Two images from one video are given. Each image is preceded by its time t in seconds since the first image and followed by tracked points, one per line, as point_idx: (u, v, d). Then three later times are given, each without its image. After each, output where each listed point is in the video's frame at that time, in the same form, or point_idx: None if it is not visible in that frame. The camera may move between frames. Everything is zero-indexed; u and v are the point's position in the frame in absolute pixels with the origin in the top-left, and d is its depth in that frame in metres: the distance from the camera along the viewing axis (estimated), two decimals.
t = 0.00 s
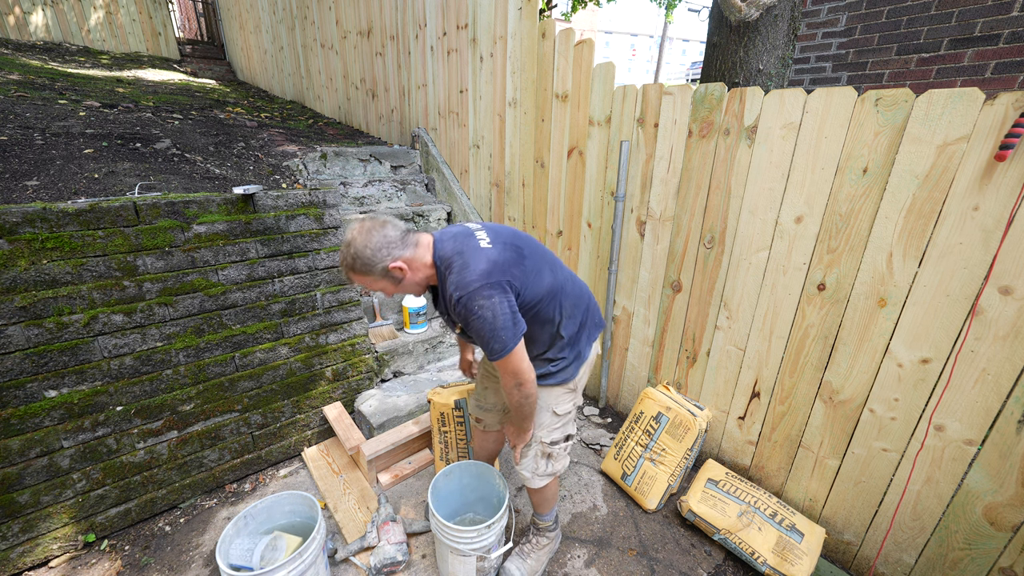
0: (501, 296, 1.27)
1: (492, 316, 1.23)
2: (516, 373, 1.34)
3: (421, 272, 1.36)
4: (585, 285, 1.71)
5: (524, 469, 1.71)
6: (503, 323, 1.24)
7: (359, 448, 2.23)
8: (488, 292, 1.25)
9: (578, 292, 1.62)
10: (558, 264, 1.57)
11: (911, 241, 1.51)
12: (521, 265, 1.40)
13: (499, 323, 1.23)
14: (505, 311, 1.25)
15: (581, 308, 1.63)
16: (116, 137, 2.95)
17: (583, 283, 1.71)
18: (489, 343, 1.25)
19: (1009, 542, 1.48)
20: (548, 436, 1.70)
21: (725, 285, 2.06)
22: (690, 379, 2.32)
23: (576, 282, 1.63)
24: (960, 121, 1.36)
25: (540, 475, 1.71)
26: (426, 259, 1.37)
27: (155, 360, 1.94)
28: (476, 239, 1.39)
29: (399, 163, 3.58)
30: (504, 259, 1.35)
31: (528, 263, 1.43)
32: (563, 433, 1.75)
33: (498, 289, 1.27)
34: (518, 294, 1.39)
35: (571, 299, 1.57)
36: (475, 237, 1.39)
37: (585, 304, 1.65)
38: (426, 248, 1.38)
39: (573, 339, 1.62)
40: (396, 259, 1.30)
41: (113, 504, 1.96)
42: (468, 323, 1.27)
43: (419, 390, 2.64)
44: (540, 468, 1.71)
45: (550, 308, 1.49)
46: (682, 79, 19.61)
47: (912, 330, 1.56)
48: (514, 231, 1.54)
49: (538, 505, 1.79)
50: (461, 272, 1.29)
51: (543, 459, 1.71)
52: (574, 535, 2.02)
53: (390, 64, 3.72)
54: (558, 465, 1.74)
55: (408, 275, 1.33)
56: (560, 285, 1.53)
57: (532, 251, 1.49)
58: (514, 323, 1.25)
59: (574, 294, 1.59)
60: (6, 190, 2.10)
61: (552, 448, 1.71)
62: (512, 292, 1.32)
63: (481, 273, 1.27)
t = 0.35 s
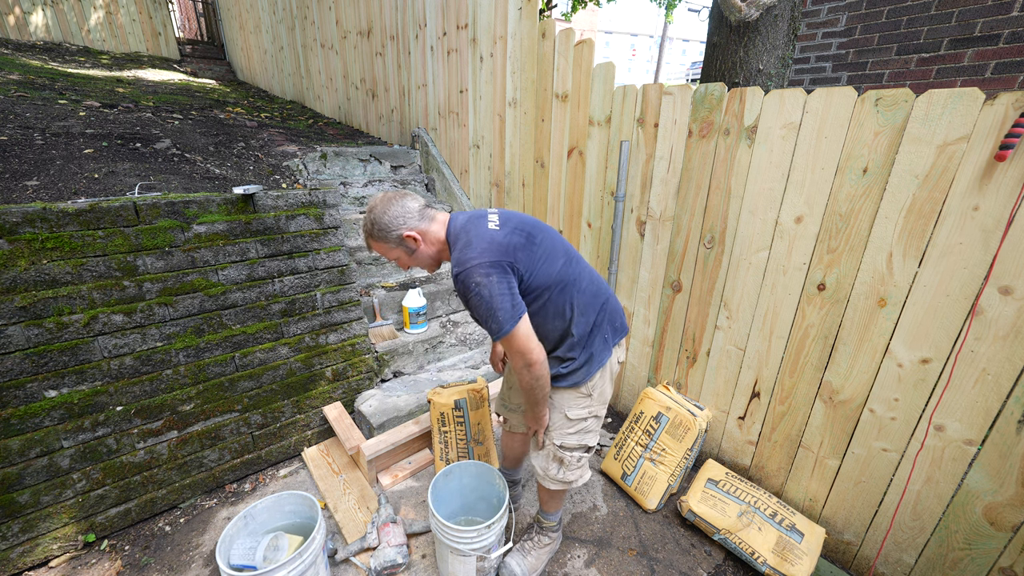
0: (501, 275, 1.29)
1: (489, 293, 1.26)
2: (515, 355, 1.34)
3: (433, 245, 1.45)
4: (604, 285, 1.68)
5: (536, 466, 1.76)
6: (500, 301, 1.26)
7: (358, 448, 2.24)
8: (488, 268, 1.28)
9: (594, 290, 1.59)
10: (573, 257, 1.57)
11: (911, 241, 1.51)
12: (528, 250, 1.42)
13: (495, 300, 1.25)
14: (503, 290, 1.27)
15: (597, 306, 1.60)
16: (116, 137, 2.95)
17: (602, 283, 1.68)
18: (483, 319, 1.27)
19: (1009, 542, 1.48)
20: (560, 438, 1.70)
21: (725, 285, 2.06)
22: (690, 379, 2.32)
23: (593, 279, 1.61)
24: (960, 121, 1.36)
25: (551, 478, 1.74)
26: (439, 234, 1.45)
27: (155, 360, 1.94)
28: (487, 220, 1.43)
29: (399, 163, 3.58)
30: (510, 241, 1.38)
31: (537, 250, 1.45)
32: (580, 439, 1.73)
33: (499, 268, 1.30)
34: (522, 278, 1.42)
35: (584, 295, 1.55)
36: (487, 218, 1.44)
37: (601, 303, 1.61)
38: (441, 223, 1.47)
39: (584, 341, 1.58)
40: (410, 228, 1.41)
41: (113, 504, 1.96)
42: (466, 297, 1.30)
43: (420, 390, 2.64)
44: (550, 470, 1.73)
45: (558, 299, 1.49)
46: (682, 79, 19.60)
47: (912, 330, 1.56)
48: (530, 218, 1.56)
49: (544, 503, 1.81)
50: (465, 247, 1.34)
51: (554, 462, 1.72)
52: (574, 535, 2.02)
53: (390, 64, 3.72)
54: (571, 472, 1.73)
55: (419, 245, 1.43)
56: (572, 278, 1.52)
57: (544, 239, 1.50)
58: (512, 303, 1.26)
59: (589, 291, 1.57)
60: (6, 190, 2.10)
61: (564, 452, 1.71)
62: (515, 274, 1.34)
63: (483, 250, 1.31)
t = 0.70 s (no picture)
0: (484, 293, 1.27)
1: (472, 312, 1.24)
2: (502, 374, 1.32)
3: (421, 264, 1.43)
4: (596, 283, 1.66)
5: (539, 465, 1.74)
6: (483, 319, 1.23)
7: (358, 448, 2.23)
8: (470, 288, 1.26)
9: (584, 291, 1.57)
10: (561, 261, 1.54)
11: (911, 241, 1.51)
12: (512, 263, 1.40)
13: (479, 318, 1.23)
14: (486, 307, 1.24)
15: (589, 306, 1.58)
16: (116, 137, 2.95)
17: (594, 281, 1.67)
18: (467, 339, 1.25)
19: (1009, 542, 1.48)
20: (562, 434, 1.71)
21: (725, 285, 2.06)
22: (690, 379, 2.32)
23: (583, 280, 1.59)
24: (960, 121, 1.36)
25: (556, 473, 1.74)
26: (426, 253, 1.43)
27: (155, 360, 1.94)
28: (468, 238, 1.41)
29: (399, 163, 3.58)
30: (492, 257, 1.36)
31: (520, 262, 1.43)
32: (580, 433, 1.76)
33: (481, 286, 1.28)
34: (506, 291, 1.40)
35: (575, 297, 1.53)
36: (468, 237, 1.41)
37: (594, 303, 1.60)
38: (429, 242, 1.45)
39: (578, 342, 1.58)
40: (399, 248, 1.39)
41: (113, 504, 1.96)
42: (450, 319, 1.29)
43: (419, 390, 2.64)
44: (555, 466, 1.73)
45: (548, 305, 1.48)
46: (682, 79, 19.58)
47: (912, 330, 1.56)
48: (514, 229, 1.53)
49: (544, 502, 1.80)
50: (447, 268, 1.32)
51: (558, 457, 1.73)
52: (574, 535, 2.02)
53: (390, 64, 3.72)
54: (575, 465, 1.75)
55: (408, 265, 1.40)
56: (561, 283, 1.50)
57: (529, 248, 1.48)
58: (495, 321, 1.24)
59: (579, 293, 1.55)
60: (6, 190, 2.10)
61: (567, 447, 1.72)
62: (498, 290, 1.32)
63: (464, 269, 1.29)
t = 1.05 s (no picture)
0: (445, 397, 1.29)
1: (435, 420, 1.27)
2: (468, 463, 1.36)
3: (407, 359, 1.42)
4: (571, 309, 1.65)
5: (503, 470, 1.70)
6: (445, 426, 1.26)
7: (358, 448, 2.23)
8: (432, 395, 1.28)
9: (558, 331, 1.57)
10: (530, 314, 1.52)
11: (911, 242, 1.51)
12: (477, 348, 1.39)
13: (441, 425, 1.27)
14: (448, 414, 1.27)
15: (566, 343, 1.58)
16: (116, 137, 2.95)
17: (570, 307, 1.65)
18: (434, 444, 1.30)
19: (1009, 542, 1.48)
20: (531, 441, 1.67)
21: (725, 285, 2.06)
22: (690, 379, 2.32)
23: (554, 317, 1.57)
24: (960, 121, 1.36)
25: (518, 478, 1.71)
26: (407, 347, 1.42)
27: (155, 360, 1.94)
28: (431, 332, 1.39)
29: (399, 163, 3.59)
30: (454, 352, 1.35)
31: (485, 342, 1.40)
32: (548, 440, 1.73)
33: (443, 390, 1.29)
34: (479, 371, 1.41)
35: (548, 342, 1.54)
36: (431, 330, 1.39)
37: (572, 337, 1.59)
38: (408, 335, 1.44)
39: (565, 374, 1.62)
40: (385, 353, 1.39)
41: (113, 504, 1.96)
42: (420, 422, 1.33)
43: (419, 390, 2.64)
44: (517, 471, 1.70)
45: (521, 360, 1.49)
46: (682, 79, 19.58)
47: (912, 331, 1.56)
48: (480, 299, 1.49)
49: (533, 507, 1.79)
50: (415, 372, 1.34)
51: (522, 463, 1.70)
52: (574, 535, 2.02)
53: (390, 64, 3.72)
54: (537, 469, 1.73)
55: (395, 365, 1.41)
56: (531, 338, 1.50)
57: (493, 318, 1.45)
58: (455, 425, 1.26)
59: (554, 336, 1.55)
60: (6, 190, 2.10)
61: (534, 453, 1.69)
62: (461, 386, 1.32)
63: (427, 373, 1.30)
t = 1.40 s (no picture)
0: (429, 417, 1.33)
1: (420, 440, 1.32)
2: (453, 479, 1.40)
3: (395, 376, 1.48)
4: (558, 313, 1.63)
5: (496, 471, 1.70)
6: (430, 445, 1.31)
7: (358, 448, 2.24)
8: (416, 416, 1.33)
9: (544, 339, 1.56)
10: (514, 325, 1.52)
11: (911, 242, 1.51)
12: (459, 366, 1.40)
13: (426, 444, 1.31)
14: (431, 434, 1.31)
15: (553, 351, 1.58)
16: (116, 137, 2.95)
17: (557, 311, 1.63)
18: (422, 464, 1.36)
19: (1009, 542, 1.48)
20: (526, 443, 1.67)
21: (725, 285, 2.06)
22: (690, 379, 2.32)
23: (539, 325, 1.56)
24: (960, 121, 1.36)
25: (514, 480, 1.71)
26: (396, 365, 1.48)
27: (155, 360, 1.94)
28: (415, 354, 1.42)
29: (399, 163, 3.59)
30: (436, 372, 1.37)
31: (467, 359, 1.41)
32: (544, 442, 1.72)
33: (426, 410, 1.33)
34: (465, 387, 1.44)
35: (534, 351, 1.54)
36: (415, 351, 1.43)
37: (559, 343, 1.59)
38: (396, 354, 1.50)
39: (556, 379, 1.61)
40: (376, 372, 1.46)
41: (113, 504, 1.96)
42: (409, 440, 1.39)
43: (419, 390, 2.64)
44: (513, 473, 1.69)
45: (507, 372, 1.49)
46: (682, 79, 19.58)
47: (912, 331, 1.56)
48: (461, 315, 1.49)
49: (533, 510, 1.79)
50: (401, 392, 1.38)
51: (517, 465, 1.69)
52: (574, 536, 2.02)
53: (390, 64, 3.72)
54: (532, 470, 1.73)
55: (386, 384, 1.48)
56: (515, 350, 1.50)
57: (475, 333, 1.45)
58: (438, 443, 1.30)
59: (539, 344, 1.55)
60: (6, 190, 2.10)
61: (528, 455, 1.69)
62: (444, 406, 1.35)
63: (411, 396, 1.35)
